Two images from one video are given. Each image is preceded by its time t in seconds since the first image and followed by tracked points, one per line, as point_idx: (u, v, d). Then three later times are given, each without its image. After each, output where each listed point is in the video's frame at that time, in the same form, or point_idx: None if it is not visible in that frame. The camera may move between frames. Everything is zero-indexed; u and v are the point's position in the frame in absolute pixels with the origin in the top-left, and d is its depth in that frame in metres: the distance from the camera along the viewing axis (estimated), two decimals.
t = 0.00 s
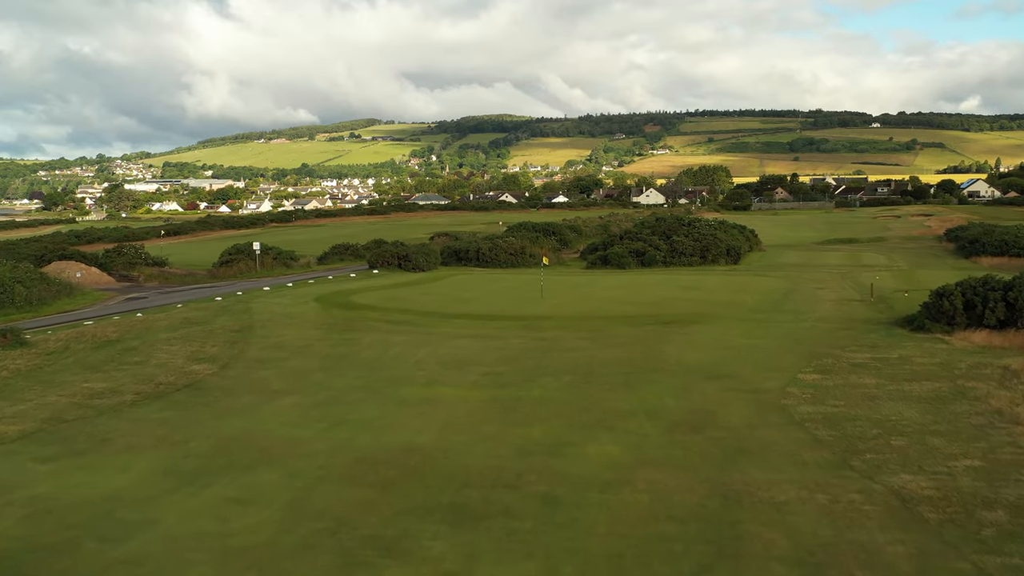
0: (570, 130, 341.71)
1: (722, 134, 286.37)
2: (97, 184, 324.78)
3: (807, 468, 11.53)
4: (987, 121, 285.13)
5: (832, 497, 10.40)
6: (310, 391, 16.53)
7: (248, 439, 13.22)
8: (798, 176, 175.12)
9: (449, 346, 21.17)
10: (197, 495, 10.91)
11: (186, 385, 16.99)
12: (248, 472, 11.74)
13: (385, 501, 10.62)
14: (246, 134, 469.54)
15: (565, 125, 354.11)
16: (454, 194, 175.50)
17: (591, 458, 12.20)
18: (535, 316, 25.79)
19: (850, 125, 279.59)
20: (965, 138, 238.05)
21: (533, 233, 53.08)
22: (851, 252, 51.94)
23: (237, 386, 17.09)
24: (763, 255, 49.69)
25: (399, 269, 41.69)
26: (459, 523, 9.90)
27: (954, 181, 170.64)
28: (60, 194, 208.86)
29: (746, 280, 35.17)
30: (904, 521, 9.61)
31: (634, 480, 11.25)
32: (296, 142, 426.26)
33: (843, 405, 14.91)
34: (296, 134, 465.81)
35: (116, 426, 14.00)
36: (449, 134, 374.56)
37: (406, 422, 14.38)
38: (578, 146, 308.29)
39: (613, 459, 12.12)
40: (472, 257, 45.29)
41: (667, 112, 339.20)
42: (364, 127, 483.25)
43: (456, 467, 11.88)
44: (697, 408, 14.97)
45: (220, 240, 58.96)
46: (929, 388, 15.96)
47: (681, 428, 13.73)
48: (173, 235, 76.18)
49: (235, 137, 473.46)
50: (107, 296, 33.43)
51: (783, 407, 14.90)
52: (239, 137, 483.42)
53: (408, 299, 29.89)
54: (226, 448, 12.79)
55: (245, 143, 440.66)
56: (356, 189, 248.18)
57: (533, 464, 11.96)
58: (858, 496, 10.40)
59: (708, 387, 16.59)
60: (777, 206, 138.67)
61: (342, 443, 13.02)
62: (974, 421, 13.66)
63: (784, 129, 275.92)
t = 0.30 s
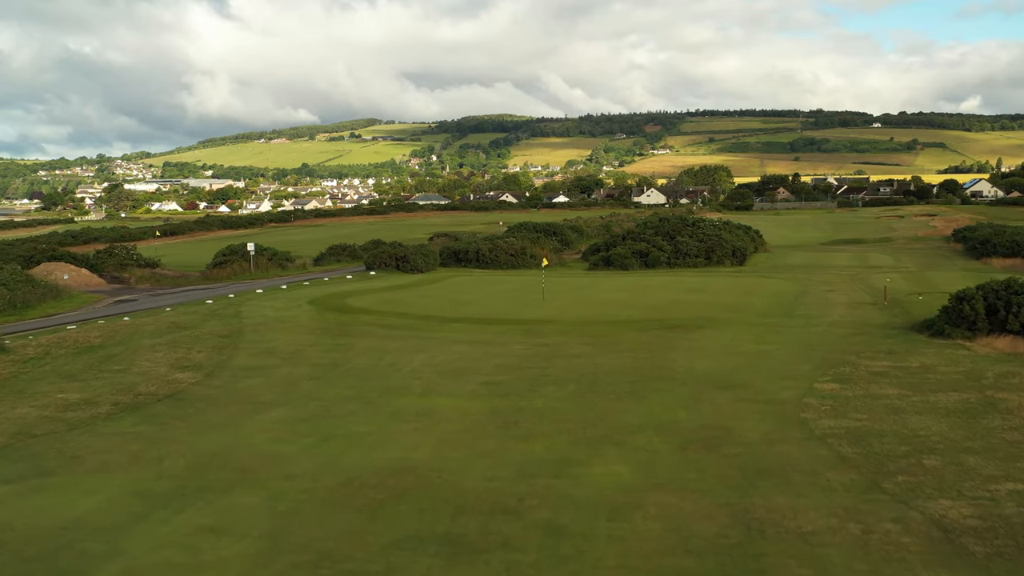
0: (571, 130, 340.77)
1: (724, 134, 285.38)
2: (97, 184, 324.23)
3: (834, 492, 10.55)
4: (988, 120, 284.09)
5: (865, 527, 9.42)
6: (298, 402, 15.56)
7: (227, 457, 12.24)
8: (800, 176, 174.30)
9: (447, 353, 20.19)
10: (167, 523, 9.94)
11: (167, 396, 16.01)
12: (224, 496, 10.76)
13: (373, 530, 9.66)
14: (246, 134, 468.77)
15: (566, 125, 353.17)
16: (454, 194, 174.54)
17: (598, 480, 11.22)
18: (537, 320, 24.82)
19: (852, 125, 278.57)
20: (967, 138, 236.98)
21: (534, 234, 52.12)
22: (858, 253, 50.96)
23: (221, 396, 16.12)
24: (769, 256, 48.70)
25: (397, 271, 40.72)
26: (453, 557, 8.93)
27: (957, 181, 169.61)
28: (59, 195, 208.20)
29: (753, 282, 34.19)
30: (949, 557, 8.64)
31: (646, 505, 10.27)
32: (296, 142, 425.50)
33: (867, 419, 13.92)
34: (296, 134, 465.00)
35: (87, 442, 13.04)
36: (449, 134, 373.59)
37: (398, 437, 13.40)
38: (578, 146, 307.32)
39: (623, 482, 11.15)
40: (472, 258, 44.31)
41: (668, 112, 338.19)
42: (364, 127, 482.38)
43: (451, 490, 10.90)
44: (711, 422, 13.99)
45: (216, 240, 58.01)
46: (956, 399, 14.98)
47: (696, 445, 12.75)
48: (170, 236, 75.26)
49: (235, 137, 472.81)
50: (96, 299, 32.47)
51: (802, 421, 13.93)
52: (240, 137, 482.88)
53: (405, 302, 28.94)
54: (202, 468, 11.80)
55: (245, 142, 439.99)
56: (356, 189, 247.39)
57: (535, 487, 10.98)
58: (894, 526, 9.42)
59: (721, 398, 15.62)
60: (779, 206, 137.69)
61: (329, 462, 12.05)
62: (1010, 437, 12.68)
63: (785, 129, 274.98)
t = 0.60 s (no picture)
0: (571, 130, 339.67)
1: (725, 134, 284.29)
2: (96, 184, 323.62)
3: (874, 526, 9.45)
4: (990, 121, 282.92)
5: (913, 570, 8.32)
6: (283, 417, 14.45)
7: (200, 483, 11.14)
8: (802, 176, 173.19)
9: (444, 361, 19.09)
10: (127, 561, 8.86)
11: (143, 409, 14.92)
12: (193, 529, 9.65)
13: (357, 571, 8.57)
14: (246, 134, 468.00)
15: (566, 125, 352.05)
16: (454, 194, 173.57)
17: (610, 511, 10.11)
18: (538, 326, 23.73)
19: (854, 125, 277.32)
20: (970, 138, 235.69)
21: (535, 235, 51.01)
22: (866, 254, 49.83)
23: (201, 410, 15.02)
24: (775, 258, 47.56)
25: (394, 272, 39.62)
26: None
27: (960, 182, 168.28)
28: (57, 195, 207.48)
29: (762, 285, 33.07)
30: None
31: (664, 541, 9.18)
32: (296, 142, 424.65)
33: (897, 437, 12.84)
34: (295, 134, 464.24)
35: (50, 463, 11.95)
36: (449, 134, 372.57)
37: (389, 458, 12.30)
38: (579, 146, 306.12)
39: (636, 513, 10.04)
40: (471, 259, 43.22)
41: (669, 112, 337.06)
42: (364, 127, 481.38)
43: (446, 523, 9.79)
44: (729, 441, 12.90)
45: (210, 241, 56.89)
46: (993, 414, 13.89)
47: (715, 468, 11.66)
48: (165, 236, 74.15)
49: (235, 137, 472.05)
50: (82, 302, 31.37)
51: (828, 440, 12.82)
52: (240, 137, 481.97)
53: (401, 305, 27.83)
54: (172, 495, 10.69)
55: (245, 142, 439.10)
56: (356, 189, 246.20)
57: (539, 519, 9.88)
58: (947, 569, 8.32)
59: (738, 413, 14.53)
60: (782, 206, 136.55)
61: (312, 488, 10.94)
62: None
63: (786, 129, 273.97)
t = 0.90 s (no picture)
0: (572, 130, 338.75)
1: (726, 134, 283.32)
2: (97, 184, 323.06)
3: (916, 563, 8.47)
4: (992, 121, 281.78)
5: None
6: (267, 433, 13.48)
7: (170, 510, 10.18)
8: (803, 176, 172.22)
9: (441, 370, 18.10)
10: None
11: (117, 423, 13.94)
12: (158, 565, 8.69)
13: None
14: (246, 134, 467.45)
15: (567, 125, 351.17)
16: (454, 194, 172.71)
17: (621, 543, 9.14)
18: (540, 331, 22.74)
19: (855, 125, 276.22)
20: (972, 138, 234.54)
21: (536, 235, 50.00)
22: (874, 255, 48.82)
23: (180, 424, 14.04)
24: (781, 259, 46.55)
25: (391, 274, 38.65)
26: None
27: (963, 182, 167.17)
28: (57, 195, 206.83)
29: (771, 287, 32.07)
30: None
31: None
32: (296, 142, 423.92)
33: (930, 456, 11.84)
34: (296, 134, 463.58)
35: (11, 486, 10.98)
36: (450, 134, 371.77)
37: (378, 479, 11.31)
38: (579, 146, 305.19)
39: (650, 545, 9.07)
40: (471, 260, 42.24)
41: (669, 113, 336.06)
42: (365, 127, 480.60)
43: (438, 558, 8.83)
44: (748, 461, 11.91)
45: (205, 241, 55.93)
46: None
47: (734, 493, 10.67)
48: (160, 236, 73.16)
49: (235, 137, 471.44)
50: (69, 304, 30.42)
51: (855, 459, 11.83)
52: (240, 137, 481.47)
53: (398, 309, 26.82)
54: (137, 525, 9.71)
55: (245, 142, 438.45)
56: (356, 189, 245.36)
57: (543, 553, 8.91)
58: None
59: (755, 428, 13.53)
60: (784, 206, 135.54)
61: (292, 516, 9.97)
62: None
63: (787, 129, 272.99)
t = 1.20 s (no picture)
0: (572, 130, 337.60)
1: (727, 134, 282.21)
2: (96, 184, 322.25)
3: None
4: (994, 121, 280.60)
5: None
6: (245, 454, 12.34)
7: (128, 548, 9.04)
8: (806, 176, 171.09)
9: (436, 380, 16.94)
10: None
11: (83, 443, 12.78)
12: None
13: None
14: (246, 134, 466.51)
15: (567, 125, 350.07)
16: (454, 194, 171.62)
17: None
18: (542, 337, 21.58)
19: (857, 125, 275.01)
20: (974, 138, 233.32)
21: (537, 236, 48.88)
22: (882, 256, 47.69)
23: (151, 443, 12.89)
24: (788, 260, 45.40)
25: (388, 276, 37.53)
26: None
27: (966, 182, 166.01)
28: (56, 195, 205.89)
29: (781, 290, 30.90)
30: None
31: None
32: (296, 142, 422.91)
33: (976, 482, 10.68)
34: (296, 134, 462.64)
35: None
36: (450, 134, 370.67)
37: (363, 509, 10.16)
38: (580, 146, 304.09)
39: None
40: (470, 262, 41.13)
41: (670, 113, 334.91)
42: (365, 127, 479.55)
43: None
44: (774, 487, 10.75)
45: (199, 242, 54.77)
46: None
47: (762, 527, 9.52)
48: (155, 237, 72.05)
49: (235, 137, 470.61)
50: (52, 308, 29.29)
51: (892, 486, 10.68)
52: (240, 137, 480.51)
53: (394, 314, 25.68)
54: (88, 566, 8.58)
55: (245, 142, 437.52)
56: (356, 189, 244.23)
57: None
58: None
59: (779, 448, 12.37)
60: (786, 206, 134.43)
61: (264, 556, 8.83)
62: None
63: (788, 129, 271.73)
